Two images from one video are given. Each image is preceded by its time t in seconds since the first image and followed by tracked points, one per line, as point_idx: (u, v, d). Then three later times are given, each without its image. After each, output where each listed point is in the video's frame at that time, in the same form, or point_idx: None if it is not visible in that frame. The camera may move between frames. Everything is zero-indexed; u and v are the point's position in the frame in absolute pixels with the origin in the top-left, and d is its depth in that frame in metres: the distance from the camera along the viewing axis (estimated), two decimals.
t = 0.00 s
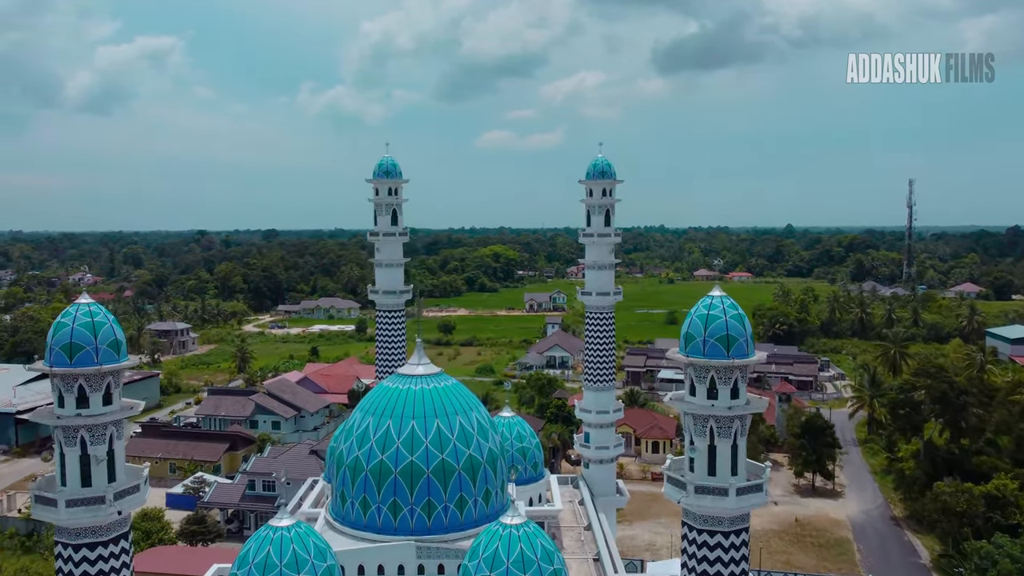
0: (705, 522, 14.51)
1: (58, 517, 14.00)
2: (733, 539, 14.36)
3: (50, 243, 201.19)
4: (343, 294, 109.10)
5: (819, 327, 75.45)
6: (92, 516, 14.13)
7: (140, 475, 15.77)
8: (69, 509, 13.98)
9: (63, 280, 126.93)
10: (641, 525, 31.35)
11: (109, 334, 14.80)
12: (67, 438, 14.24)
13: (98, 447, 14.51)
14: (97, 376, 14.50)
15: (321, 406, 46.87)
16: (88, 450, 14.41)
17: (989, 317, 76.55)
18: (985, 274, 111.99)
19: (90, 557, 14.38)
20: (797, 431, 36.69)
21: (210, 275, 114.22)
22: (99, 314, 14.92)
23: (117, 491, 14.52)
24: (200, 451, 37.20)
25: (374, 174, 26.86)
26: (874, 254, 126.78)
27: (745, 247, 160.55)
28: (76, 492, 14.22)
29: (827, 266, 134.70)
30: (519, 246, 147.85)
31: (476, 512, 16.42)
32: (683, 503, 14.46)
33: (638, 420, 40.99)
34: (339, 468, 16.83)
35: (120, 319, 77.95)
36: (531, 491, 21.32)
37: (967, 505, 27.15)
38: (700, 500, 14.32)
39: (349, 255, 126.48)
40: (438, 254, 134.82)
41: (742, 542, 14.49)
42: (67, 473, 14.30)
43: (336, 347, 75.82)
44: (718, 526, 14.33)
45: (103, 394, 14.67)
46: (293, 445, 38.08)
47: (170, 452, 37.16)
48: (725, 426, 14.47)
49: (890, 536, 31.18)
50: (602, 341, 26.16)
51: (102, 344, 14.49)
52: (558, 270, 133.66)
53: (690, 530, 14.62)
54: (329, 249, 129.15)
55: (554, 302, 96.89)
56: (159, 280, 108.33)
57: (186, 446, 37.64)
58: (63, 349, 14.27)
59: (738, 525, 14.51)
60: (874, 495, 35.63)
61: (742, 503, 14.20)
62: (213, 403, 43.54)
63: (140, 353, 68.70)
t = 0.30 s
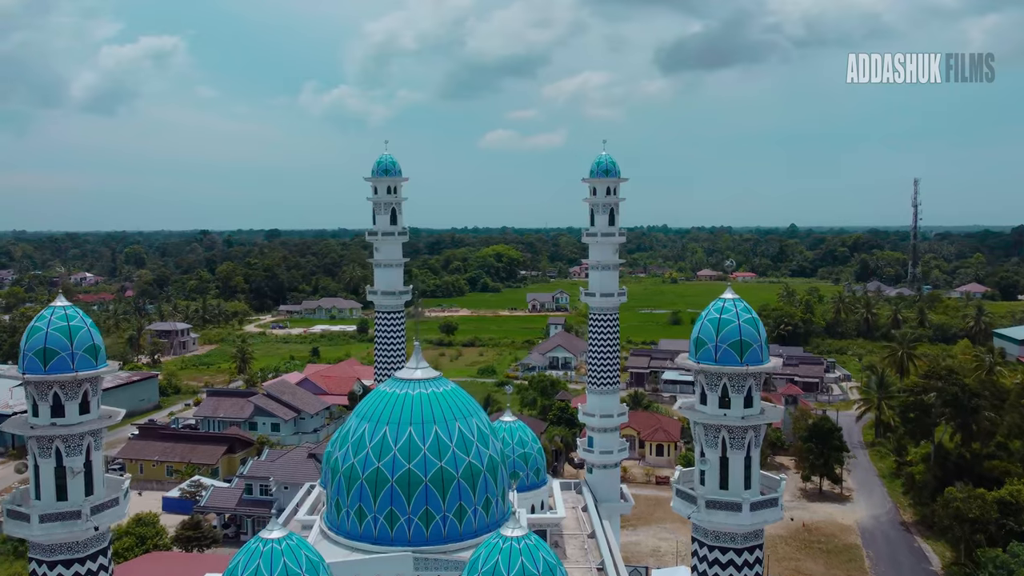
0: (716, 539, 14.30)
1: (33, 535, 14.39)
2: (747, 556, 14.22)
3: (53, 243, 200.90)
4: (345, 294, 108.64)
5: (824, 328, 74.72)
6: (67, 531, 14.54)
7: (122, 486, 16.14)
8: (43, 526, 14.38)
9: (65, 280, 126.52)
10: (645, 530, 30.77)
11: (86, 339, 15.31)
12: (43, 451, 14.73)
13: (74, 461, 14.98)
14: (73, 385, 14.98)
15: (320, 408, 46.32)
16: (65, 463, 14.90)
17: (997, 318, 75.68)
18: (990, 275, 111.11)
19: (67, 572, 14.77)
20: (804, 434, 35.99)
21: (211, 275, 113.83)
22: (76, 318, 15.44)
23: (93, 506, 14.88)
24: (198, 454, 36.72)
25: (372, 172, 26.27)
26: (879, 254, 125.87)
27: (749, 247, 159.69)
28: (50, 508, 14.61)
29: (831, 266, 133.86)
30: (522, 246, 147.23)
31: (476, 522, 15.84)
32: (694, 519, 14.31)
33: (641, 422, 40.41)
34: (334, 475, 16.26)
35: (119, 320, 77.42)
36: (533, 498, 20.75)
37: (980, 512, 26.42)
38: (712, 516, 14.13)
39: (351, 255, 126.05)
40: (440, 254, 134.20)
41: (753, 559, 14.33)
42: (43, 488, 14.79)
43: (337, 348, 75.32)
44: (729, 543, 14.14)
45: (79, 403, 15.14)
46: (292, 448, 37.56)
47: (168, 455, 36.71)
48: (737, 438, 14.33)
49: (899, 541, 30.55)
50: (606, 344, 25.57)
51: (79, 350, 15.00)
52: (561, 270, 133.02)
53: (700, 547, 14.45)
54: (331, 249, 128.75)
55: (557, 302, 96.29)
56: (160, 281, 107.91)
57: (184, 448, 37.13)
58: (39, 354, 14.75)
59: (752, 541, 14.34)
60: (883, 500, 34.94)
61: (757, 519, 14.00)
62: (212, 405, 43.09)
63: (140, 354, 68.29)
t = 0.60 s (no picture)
0: (728, 555, 14.85)
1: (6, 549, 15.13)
2: (759, 575, 14.73)
3: (55, 243, 200.55)
4: (346, 294, 108.13)
5: (828, 329, 74.07)
6: (37, 548, 15.26)
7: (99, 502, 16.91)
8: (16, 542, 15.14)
9: (66, 280, 126.08)
10: (649, 535, 30.20)
11: (59, 344, 16.06)
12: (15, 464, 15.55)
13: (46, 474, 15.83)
14: (46, 393, 15.81)
15: (320, 410, 45.80)
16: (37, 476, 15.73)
17: (1003, 319, 74.91)
18: (995, 275, 110.25)
19: None
20: (810, 437, 35.35)
21: (211, 275, 113.43)
22: (48, 323, 16.22)
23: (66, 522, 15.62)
24: (195, 457, 36.13)
25: (370, 170, 25.69)
26: (883, 254, 125.02)
27: (752, 247, 158.84)
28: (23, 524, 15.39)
29: (835, 266, 133.07)
30: (524, 246, 146.58)
31: (475, 533, 15.25)
32: (704, 535, 14.84)
33: (645, 425, 39.76)
34: (328, 484, 15.68)
35: (119, 319, 76.89)
36: (534, 506, 20.18)
37: (993, 518, 25.83)
38: (726, 533, 14.67)
39: (353, 255, 125.58)
40: (442, 254, 133.59)
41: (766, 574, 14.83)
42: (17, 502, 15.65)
43: (338, 348, 74.83)
44: (742, 559, 14.70)
45: (52, 413, 15.98)
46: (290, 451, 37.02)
47: (164, 458, 36.15)
48: (752, 452, 14.89)
49: (908, 548, 29.93)
50: (609, 347, 24.99)
51: (51, 357, 15.78)
52: (563, 270, 132.39)
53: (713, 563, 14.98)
54: (332, 249, 128.28)
55: (559, 302, 95.66)
56: (161, 280, 107.42)
57: (181, 451, 36.59)
58: (9, 360, 15.49)
59: (765, 559, 14.83)
60: (891, 504, 34.32)
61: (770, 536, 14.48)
62: (210, 407, 42.61)
63: (139, 354, 67.83)
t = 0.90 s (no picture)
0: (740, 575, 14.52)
1: None
2: None
3: (56, 243, 200.10)
4: (345, 294, 107.60)
5: (832, 329, 73.43)
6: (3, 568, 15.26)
7: (69, 519, 16.94)
8: None
9: (65, 280, 125.52)
10: (652, 541, 29.62)
11: (27, 351, 15.99)
12: None
13: (14, 489, 15.80)
14: (15, 403, 15.79)
15: (318, 412, 45.25)
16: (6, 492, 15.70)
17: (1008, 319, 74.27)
18: (999, 275, 109.59)
19: None
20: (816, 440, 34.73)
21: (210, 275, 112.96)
22: (16, 328, 16.10)
23: (34, 542, 15.64)
24: (190, 461, 35.59)
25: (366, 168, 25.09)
26: (885, 254, 124.39)
27: (754, 247, 158.18)
28: None
29: (837, 266, 132.45)
30: (525, 246, 145.98)
31: (474, 544, 14.66)
32: (717, 556, 14.50)
33: (647, 427, 39.17)
34: (321, 493, 15.09)
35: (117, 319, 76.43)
36: (535, 514, 19.58)
37: (1004, 525, 25.29)
38: (740, 554, 14.35)
39: (353, 255, 125.04)
40: (442, 254, 133.07)
41: None
42: None
43: (337, 349, 74.30)
44: None
45: (20, 424, 15.94)
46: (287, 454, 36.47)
47: (160, 461, 35.59)
48: (767, 467, 14.51)
49: (917, 554, 29.33)
50: (611, 349, 24.40)
51: (18, 364, 15.71)
52: (564, 270, 131.78)
53: None
54: (333, 249, 127.72)
55: (560, 302, 95.07)
56: (160, 280, 106.91)
57: (176, 454, 36.03)
58: None
59: None
60: (898, 509, 33.74)
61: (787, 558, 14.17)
62: (206, 410, 42.06)
63: (137, 355, 67.31)
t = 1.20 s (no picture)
0: None
1: None
2: None
3: (56, 243, 199.66)
4: (345, 294, 107.07)
5: (835, 330, 72.76)
6: None
7: (38, 539, 16.51)
8: None
9: (64, 280, 124.99)
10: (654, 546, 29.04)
11: None
12: None
13: None
14: None
15: (316, 414, 44.69)
16: None
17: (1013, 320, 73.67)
18: (1002, 275, 108.92)
19: None
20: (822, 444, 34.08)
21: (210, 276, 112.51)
22: None
23: None
24: (185, 464, 35.01)
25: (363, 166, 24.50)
26: (888, 254, 123.79)
27: (755, 247, 157.55)
28: None
29: (839, 266, 131.80)
30: (526, 246, 145.41)
31: (471, 557, 14.07)
32: None
33: (649, 430, 38.55)
34: (312, 503, 14.50)
35: (115, 319, 75.98)
36: (535, 523, 19.01)
37: (1016, 532, 24.64)
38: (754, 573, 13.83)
39: (353, 255, 124.48)
40: (443, 254, 132.54)
41: None
42: None
43: (336, 350, 73.78)
44: None
45: None
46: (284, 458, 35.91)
47: (154, 465, 35.03)
48: (783, 482, 13.96)
49: (926, 561, 28.68)
50: (613, 351, 23.81)
51: None
52: (565, 270, 131.19)
53: None
54: (333, 249, 127.16)
55: (561, 303, 94.48)
56: (159, 280, 106.42)
57: (171, 458, 35.47)
58: None
59: None
60: (905, 514, 33.10)
61: None
62: (202, 412, 41.50)
63: (134, 356, 66.75)
